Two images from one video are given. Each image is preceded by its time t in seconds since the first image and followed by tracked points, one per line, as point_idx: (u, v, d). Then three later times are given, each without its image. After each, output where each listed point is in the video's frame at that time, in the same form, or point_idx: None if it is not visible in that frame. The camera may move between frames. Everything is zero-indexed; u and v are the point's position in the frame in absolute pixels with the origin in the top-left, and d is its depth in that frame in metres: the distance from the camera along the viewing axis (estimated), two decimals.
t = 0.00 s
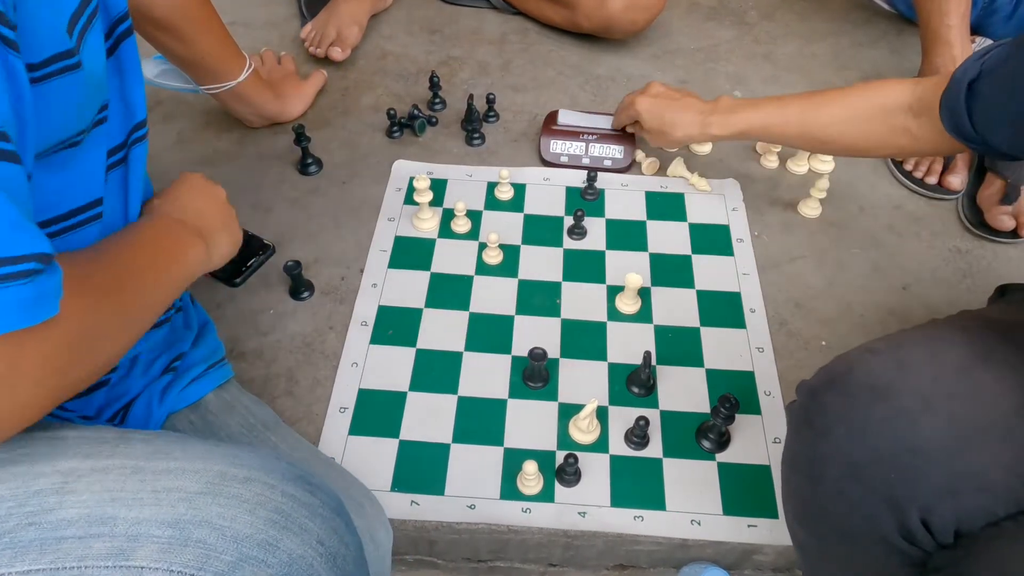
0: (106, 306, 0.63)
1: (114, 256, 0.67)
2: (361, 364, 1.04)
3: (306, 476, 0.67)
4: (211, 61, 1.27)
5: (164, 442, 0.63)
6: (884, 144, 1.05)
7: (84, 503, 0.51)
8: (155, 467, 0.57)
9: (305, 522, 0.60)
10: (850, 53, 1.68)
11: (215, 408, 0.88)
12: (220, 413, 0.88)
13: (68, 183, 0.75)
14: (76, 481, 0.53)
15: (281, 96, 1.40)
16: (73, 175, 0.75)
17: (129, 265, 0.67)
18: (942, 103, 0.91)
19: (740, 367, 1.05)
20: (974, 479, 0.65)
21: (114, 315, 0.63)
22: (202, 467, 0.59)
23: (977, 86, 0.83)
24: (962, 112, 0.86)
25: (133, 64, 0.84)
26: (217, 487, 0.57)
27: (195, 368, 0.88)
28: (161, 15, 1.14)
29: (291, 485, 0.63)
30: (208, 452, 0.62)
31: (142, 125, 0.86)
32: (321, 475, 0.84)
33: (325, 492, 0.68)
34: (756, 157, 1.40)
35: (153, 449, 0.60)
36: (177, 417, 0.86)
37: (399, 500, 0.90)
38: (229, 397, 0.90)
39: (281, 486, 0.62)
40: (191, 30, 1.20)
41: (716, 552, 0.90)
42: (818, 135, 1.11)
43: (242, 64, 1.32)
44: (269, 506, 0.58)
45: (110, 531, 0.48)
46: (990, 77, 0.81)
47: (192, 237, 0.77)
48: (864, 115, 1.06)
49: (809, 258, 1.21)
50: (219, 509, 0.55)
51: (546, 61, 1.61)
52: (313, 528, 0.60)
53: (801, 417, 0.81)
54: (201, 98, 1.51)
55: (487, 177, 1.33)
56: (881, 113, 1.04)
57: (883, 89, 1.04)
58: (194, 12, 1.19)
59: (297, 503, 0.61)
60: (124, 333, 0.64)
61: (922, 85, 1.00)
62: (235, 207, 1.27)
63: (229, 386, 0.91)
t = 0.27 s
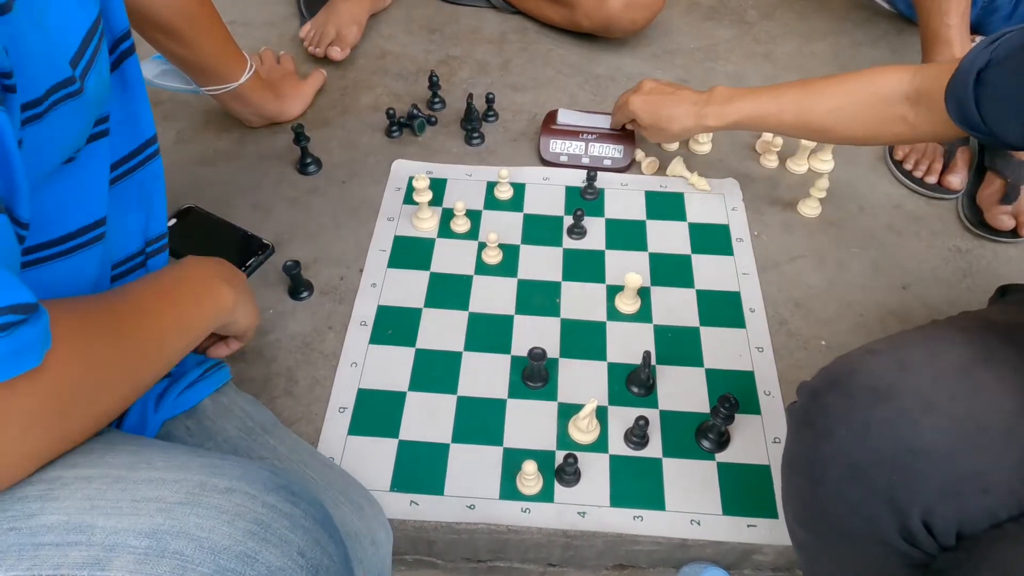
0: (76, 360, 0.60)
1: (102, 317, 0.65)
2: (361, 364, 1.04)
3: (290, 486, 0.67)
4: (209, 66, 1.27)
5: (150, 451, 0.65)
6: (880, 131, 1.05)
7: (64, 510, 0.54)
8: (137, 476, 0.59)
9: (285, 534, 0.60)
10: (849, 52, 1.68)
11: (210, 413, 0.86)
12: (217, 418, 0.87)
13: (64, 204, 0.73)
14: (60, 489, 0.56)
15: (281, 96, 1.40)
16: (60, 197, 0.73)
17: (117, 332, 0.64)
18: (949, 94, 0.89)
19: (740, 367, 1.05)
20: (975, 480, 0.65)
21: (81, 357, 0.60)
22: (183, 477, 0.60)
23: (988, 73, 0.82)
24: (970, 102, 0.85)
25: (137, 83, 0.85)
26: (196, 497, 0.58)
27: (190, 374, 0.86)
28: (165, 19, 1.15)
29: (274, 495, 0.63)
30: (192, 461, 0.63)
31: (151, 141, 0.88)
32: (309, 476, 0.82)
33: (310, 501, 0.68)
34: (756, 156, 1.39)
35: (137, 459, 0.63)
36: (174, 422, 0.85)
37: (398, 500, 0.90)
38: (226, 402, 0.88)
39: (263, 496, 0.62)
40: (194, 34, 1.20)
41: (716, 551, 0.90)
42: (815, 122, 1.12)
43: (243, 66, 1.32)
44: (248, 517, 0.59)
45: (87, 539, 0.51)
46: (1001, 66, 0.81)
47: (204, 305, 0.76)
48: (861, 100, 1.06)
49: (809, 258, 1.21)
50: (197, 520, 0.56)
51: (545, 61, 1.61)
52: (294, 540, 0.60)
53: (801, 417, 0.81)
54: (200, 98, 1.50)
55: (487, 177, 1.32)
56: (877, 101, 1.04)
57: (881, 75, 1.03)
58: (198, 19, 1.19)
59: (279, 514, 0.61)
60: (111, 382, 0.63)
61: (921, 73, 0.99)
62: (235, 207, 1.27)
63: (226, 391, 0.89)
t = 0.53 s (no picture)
0: (72, 376, 0.60)
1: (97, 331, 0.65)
2: (360, 364, 1.04)
3: (274, 496, 0.67)
4: (213, 67, 1.27)
5: (132, 460, 0.64)
6: (876, 120, 1.05)
7: (42, 526, 0.53)
8: (118, 488, 0.58)
9: (268, 547, 0.61)
10: (849, 51, 1.68)
11: (208, 415, 0.86)
12: (215, 420, 0.87)
13: (60, 222, 0.72)
14: (39, 503, 0.55)
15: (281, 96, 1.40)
16: (60, 215, 0.72)
17: (113, 348, 0.65)
18: (946, 88, 0.90)
19: (739, 366, 1.05)
20: (972, 480, 0.65)
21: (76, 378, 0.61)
22: (164, 489, 0.60)
23: (987, 66, 0.82)
24: (967, 96, 0.85)
25: (137, 90, 0.84)
26: (178, 510, 0.58)
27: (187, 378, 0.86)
28: (167, 21, 1.15)
29: (258, 507, 0.63)
30: (173, 471, 0.63)
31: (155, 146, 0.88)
32: (304, 480, 0.82)
33: (294, 511, 0.68)
34: (756, 155, 1.39)
35: (119, 469, 0.62)
36: (172, 425, 0.85)
37: (396, 499, 0.90)
38: (224, 403, 0.88)
39: (247, 508, 0.62)
40: (196, 35, 1.20)
41: (715, 551, 0.90)
42: (809, 112, 1.12)
43: (245, 66, 1.32)
44: (231, 530, 0.59)
45: (66, 556, 0.51)
46: (1000, 59, 0.81)
47: (196, 315, 0.76)
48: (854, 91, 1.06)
49: (808, 257, 1.21)
50: (178, 534, 0.56)
51: (544, 60, 1.61)
52: (278, 554, 0.61)
53: (799, 416, 0.81)
54: (199, 96, 1.50)
55: (486, 176, 1.32)
56: (872, 91, 1.04)
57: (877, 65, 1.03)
58: (200, 20, 1.19)
59: (262, 527, 0.62)
60: (104, 396, 0.63)
61: (917, 63, 0.99)
62: (234, 206, 1.27)
63: (224, 392, 0.89)
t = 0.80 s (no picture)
0: (116, 355, 0.52)
1: (187, 317, 0.57)
2: (359, 363, 1.04)
3: (273, 506, 0.64)
4: (213, 66, 1.27)
5: (128, 464, 0.60)
6: (871, 112, 1.05)
7: (33, 539, 0.51)
8: (111, 497, 0.56)
9: (265, 561, 0.57)
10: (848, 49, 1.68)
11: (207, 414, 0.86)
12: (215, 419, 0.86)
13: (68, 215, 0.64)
14: (29, 513, 0.53)
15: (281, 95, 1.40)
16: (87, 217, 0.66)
17: (188, 338, 0.56)
18: (939, 77, 0.90)
19: (738, 364, 1.05)
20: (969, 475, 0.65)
21: (99, 359, 0.52)
22: (158, 499, 0.57)
23: (981, 58, 0.83)
24: (961, 86, 0.86)
25: (139, 85, 0.83)
26: (171, 523, 0.55)
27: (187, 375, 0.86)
28: (168, 21, 1.15)
29: (255, 518, 0.60)
30: (169, 477, 0.60)
31: (162, 138, 0.86)
32: (304, 478, 0.82)
33: (294, 522, 0.65)
34: (755, 153, 1.39)
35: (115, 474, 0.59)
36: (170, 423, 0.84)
37: (397, 497, 0.90)
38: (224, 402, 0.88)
39: (243, 519, 0.59)
40: (196, 34, 1.20)
41: (714, 548, 0.90)
42: (804, 103, 1.12)
43: (245, 65, 1.32)
44: (226, 544, 0.56)
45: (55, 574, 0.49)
46: (994, 49, 0.81)
47: (295, 314, 0.62)
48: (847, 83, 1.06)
49: (807, 255, 1.21)
50: (171, 549, 0.54)
51: (543, 58, 1.61)
52: (276, 569, 0.57)
53: (798, 414, 0.81)
54: (198, 95, 1.50)
55: (485, 174, 1.32)
56: (865, 82, 1.04)
57: (869, 55, 1.03)
58: (200, 20, 1.19)
59: (259, 539, 0.58)
60: (162, 394, 0.54)
61: (909, 53, 0.99)
62: (233, 205, 1.27)
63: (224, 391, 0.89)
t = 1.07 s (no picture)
0: (374, 311, 0.64)
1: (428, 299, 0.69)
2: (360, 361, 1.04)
3: (271, 510, 0.68)
4: (209, 63, 1.27)
5: (126, 468, 0.64)
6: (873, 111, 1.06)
7: (32, 542, 0.54)
8: (110, 500, 0.59)
9: (266, 564, 0.61)
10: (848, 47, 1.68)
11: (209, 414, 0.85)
12: (216, 417, 0.85)
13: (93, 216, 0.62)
14: (28, 516, 0.56)
15: (282, 92, 1.40)
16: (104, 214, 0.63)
17: (406, 317, 0.66)
18: (940, 75, 0.91)
19: (738, 362, 1.05)
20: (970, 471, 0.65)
21: (359, 307, 0.63)
22: (158, 503, 0.60)
23: (983, 56, 0.82)
24: (962, 84, 0.86)
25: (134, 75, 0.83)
26: (171, 526, 0.59)
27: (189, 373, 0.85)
28: (163, 20, 1.15)
29: (255, 522, 0.64)
30: (168, 481, 0.63)
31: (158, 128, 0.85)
32: (304, 474, 0.81)
33: (293, 525, 0.69)
34: (755, 151, 1.40)
35: (113, 478, 0.62)
36: (171, 421, 0.84)
37: (398, 495, 0.90)
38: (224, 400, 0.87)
39: (242, 523, 0.62)
40: (192, 31, 1.20)
41: (715, 545, 0.90)
42: (804, 101, 1.12)
43: (242, 62, 1.31)
44: (226, 547, 0.59)
45: None
46: (996, 49, 0.81)
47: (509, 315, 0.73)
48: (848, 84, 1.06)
49: (807, 253, 1.21)
50: (172, 552, 0.57)
51: (543, 56, 1.61)
52: (276, 571, 0.61)
53: (799, 410, 0.81)
54: (198, 93, 1.50)
55: (485, 173, 1.32)
56: (868, 81, 1.04)
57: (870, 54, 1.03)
58: (196, 18, 1.19)
59: (258, 543, 0.62)
60: (391, 355, 0.65)
61: (909, 52, 0.99)
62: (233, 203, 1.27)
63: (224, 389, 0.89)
